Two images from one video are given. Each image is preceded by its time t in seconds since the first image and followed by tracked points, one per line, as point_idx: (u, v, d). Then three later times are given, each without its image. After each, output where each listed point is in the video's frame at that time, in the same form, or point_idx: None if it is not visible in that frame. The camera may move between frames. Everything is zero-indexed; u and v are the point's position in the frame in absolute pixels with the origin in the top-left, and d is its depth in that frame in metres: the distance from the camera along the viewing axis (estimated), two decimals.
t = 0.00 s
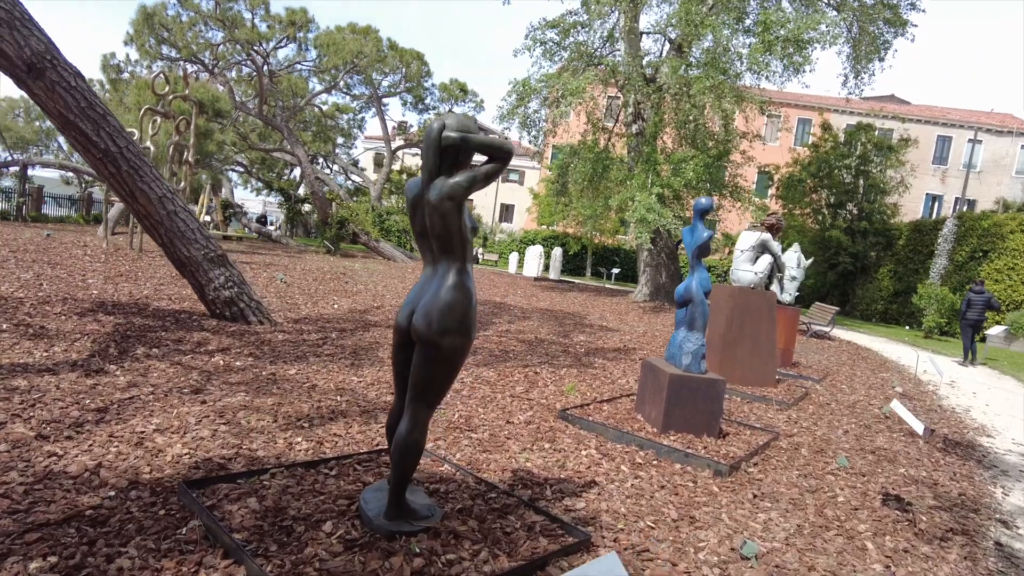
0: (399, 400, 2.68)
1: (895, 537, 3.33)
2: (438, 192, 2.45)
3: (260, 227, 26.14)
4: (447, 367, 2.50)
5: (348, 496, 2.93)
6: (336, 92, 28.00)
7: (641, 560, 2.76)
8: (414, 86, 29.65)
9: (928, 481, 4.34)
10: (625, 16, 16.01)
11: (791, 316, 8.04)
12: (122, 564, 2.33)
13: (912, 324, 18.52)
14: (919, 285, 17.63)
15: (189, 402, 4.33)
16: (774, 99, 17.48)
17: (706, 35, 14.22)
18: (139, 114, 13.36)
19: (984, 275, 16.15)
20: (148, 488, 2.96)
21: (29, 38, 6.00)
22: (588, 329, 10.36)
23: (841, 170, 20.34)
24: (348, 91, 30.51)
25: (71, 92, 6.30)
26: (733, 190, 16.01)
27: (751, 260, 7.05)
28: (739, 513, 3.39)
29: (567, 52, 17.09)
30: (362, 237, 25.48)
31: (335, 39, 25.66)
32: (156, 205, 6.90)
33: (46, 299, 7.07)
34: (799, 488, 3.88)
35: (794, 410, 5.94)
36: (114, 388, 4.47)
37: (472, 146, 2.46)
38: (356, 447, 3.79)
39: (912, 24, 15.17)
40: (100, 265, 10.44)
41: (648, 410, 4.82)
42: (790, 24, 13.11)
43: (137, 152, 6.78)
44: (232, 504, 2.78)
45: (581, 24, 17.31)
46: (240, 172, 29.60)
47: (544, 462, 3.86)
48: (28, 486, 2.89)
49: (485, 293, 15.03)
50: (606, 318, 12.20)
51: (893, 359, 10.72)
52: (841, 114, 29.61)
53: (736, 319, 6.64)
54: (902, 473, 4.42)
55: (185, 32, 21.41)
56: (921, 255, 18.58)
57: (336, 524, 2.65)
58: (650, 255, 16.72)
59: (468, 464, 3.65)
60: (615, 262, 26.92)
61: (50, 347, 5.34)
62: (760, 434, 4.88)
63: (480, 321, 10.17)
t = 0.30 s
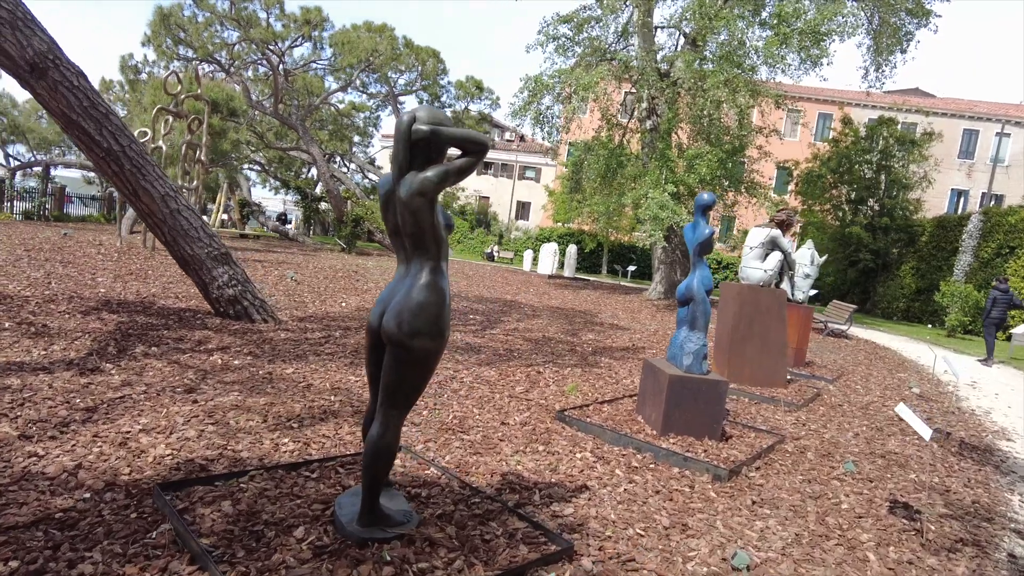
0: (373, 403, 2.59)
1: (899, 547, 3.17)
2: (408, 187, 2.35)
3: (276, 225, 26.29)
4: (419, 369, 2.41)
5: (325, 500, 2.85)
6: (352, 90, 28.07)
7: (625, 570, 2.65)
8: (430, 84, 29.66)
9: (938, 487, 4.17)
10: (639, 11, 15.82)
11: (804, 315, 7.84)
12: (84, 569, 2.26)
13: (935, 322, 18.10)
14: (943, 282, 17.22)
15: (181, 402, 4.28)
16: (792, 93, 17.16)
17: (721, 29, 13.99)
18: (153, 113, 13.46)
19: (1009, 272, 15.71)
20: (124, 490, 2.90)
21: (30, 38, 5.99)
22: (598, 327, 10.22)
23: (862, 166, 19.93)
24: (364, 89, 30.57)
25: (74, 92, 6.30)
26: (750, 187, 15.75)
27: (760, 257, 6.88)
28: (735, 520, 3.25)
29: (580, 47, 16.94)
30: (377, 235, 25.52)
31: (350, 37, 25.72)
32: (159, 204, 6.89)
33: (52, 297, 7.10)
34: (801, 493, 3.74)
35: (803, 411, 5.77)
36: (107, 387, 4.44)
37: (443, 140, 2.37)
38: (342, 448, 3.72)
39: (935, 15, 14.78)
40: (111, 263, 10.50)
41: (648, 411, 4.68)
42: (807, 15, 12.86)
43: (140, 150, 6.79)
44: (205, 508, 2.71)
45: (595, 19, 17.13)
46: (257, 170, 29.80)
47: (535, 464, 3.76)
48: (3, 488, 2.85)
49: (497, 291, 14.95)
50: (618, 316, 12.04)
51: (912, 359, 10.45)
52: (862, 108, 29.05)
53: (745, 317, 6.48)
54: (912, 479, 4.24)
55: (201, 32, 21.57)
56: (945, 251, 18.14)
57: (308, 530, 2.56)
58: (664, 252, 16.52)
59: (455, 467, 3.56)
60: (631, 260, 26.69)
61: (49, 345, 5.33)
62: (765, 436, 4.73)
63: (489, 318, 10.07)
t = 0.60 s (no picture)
0: (354, 399, 2.50)
1: (910, 556, 3.03)
2: (389, 175, 2.26)
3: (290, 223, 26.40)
4: (400, 364, 2.31)
5: (309, 499, 2.76)
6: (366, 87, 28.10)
7: None
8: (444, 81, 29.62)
9: (954, 493, 4.01)
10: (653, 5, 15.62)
11: (818, 314, 7.65)
12: (52, 568, 2.19)
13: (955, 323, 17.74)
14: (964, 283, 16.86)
15: (174, 397, 4.23)
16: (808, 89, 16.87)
17: (737, 24, 13.77)
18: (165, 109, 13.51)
19: None
20: (106, 486, 2.83)
21: (34, 32, 5.95)
22: (607, 326, 10.08)
23: (881, 164, 19.57)
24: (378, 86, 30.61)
25: (78, 86, 6.27)
26: (765, 184, 15.51)
27: (771, 254, 6.72)
28: (736, 526, 3.12)
29: (593, 43, 16.78)
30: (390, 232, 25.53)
31: (364, 35, 25.73)
32: (163, 198, 6.87)
33: (58, 291, 7.10)
34: (808, 498, 3.60)
35: (813, 413, 5.61)
36: (103, 381, 4.40)
37: (426, 126, 2.27)
38: (333, 447, 3.63)
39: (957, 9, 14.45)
40: (122, 258, 10.53)
41: (652, 411, 4.56)
42: (824, 9, 12.61)
43: (144, 144, 6.76)
44: (185, 505, 2.63)
45: (609, 14, 16.96)
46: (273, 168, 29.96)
47: (531, 465, 3.65)
48: None
49: (508, 288, 14.85)
50: (629, 314, 11.89)
51: (930, 360, 10.21)
52: (882, 104, 28.61)
53: (755, 315, 6.32)
54: (926, 484, 4.08)
55: (216, 29, 21.68)
56: (966, 251, 17.77)
57: (287, 530, 2.48)
58: (678, 251, 16.33)
59: (448, 467, 3.46)
60: (645, 258, 26.47)
61: (49, 339, 5.31)
62: (773, 438, 4.58)
63: (497, 316, 9.97)
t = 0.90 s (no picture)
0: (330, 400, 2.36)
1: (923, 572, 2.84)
2: (362, 162, 2.11)
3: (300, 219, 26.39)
4: (375, 363, 2.17)
5: (284, 505, 2.63)
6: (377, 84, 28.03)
7: None
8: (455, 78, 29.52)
9: (971, 504, 3.81)
10: None
11: (830, 314, 7.43)
12: None
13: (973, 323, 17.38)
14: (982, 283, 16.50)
15: (161, 395, 4.11)
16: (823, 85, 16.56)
17: (750, 18, 13.51)
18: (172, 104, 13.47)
19: None
20: (75, 488, 2.71)
21: (31, 23, 5.86)
22: (615, 324, 9.90)
23: (898, 162, 19.22)
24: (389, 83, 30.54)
25: (75, 78, 6.17)
26: (778, 181, 15.25)
27: (782, 252, 6.52)
28: (738, 537, 2.95)
29: (604, 38, 16.55)
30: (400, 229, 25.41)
31: (375, 31, 25.66)
32: (161, 192, 6.78)
33: (56, 286, 7.03)
34: (816, 508, 3.42)
35: (824, 416, 5.41)
36: (89, 378, 4.29)
37: (403, 109, 2.12)
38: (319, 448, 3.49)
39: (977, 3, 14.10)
40: (126, 253, 10.48)
41: (654, 413, 4.39)
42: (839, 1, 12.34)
43: (142, 137, 6.67)
44: (153, 510, 2.50)
45: (620, 9, 16.72)
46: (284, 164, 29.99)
47: (525, 469, 3.50)
48: None
49: (516, 286, 14.69)
50: (637, 313, 11.70)
51: (946, 362, 9.95)
52: (899, 101, 28.18)
53: (764, 315, 6.13)
54: (941, 494, 3.89)
55: (227, 25, 21.67)
56: (984, 251, 17.40)
57: (256, 538, 2.34)
58: (688, 249, 16.10)
59: (437, 471, 3.31)
60: (657, 256, 26.22)
61: (41, 334, 5.22)
62: (781, 443, 4.40)
63: (502, 313, 9.82)
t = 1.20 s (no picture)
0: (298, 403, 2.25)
1: None
2: (327, 154, 1.99)
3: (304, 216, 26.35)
4: (341, 365, 2.05)
5: (253, 512, 2.52)
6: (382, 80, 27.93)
7: None
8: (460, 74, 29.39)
9: (976, 513, 3.67)
10: None
11: (836, 314, 7.26)
12: None
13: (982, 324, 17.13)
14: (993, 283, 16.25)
15: (142, 394, 4.01)
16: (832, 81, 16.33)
17: (757, 13, 13.31)
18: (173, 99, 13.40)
19: None
20: (38, 493, 2.62)
21: (20, 15, 5.77)
22: (616, 323, 9.76)
23: (908, 160, 18.97)
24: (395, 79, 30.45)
25: (66, 71, 6.09)
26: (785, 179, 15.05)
27: (785, 250, 6.38)
28: (730, 548, 2.83)
29: (609, 33, 16.37)
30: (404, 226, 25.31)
31: (380, 27, 25.56)
32: (154, 187, 6.69)
33: (48, 281, 6.96)
34: (814, 517, 3.29)
35: (826, 419, 5.27)
36: (71, 376, 4.20)
37: (371, 98, 2.00)
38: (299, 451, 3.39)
39: None
40: (124, 249, 10.42)
41: (649, 416, 4.27)
42: None
43: (135, 131, 6.57)
44: (115, 517, 2.41)
45: (626, 5, 16.54)
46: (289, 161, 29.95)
47: (512, 474, 3.38)
48: None
49: (518, 284, 14.55)
50: (640, 312, 11.55)
51: (954, 364, 9.76)
52: (910, 99, 27.84)
53: (766, 315, 5.99)
54: (945, 502, 3.75)
55: (231, 21, 21.61)
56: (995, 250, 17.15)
57: (219, 548, 2.24)
58: (693, 247, 15.92)
59: (419, 476, 3.20)
60: (663, 254, 26.02)
61: (27, 330, 5.15)
62: (780, 447, 4.26)
63: (502, 311, 9.70)
